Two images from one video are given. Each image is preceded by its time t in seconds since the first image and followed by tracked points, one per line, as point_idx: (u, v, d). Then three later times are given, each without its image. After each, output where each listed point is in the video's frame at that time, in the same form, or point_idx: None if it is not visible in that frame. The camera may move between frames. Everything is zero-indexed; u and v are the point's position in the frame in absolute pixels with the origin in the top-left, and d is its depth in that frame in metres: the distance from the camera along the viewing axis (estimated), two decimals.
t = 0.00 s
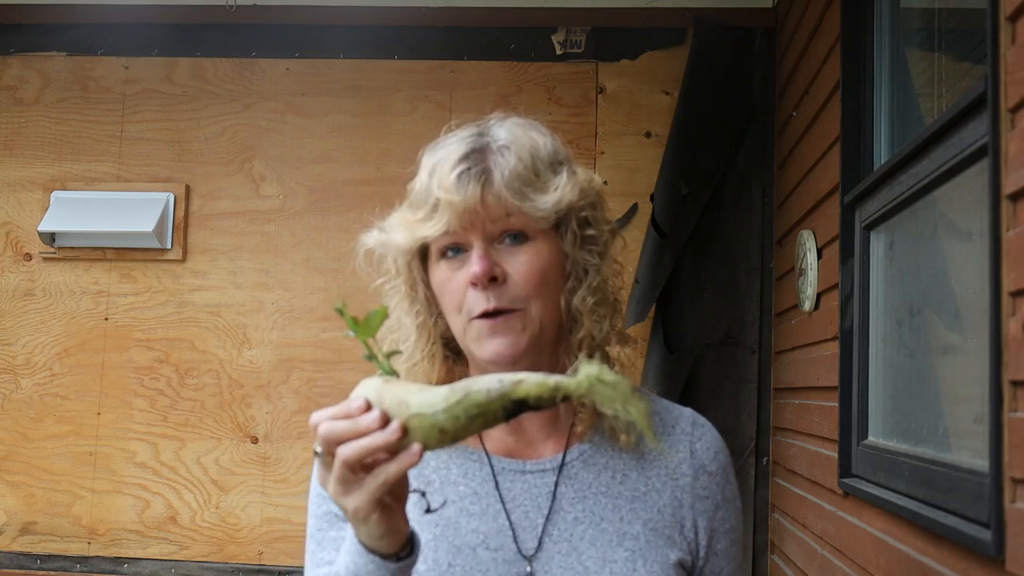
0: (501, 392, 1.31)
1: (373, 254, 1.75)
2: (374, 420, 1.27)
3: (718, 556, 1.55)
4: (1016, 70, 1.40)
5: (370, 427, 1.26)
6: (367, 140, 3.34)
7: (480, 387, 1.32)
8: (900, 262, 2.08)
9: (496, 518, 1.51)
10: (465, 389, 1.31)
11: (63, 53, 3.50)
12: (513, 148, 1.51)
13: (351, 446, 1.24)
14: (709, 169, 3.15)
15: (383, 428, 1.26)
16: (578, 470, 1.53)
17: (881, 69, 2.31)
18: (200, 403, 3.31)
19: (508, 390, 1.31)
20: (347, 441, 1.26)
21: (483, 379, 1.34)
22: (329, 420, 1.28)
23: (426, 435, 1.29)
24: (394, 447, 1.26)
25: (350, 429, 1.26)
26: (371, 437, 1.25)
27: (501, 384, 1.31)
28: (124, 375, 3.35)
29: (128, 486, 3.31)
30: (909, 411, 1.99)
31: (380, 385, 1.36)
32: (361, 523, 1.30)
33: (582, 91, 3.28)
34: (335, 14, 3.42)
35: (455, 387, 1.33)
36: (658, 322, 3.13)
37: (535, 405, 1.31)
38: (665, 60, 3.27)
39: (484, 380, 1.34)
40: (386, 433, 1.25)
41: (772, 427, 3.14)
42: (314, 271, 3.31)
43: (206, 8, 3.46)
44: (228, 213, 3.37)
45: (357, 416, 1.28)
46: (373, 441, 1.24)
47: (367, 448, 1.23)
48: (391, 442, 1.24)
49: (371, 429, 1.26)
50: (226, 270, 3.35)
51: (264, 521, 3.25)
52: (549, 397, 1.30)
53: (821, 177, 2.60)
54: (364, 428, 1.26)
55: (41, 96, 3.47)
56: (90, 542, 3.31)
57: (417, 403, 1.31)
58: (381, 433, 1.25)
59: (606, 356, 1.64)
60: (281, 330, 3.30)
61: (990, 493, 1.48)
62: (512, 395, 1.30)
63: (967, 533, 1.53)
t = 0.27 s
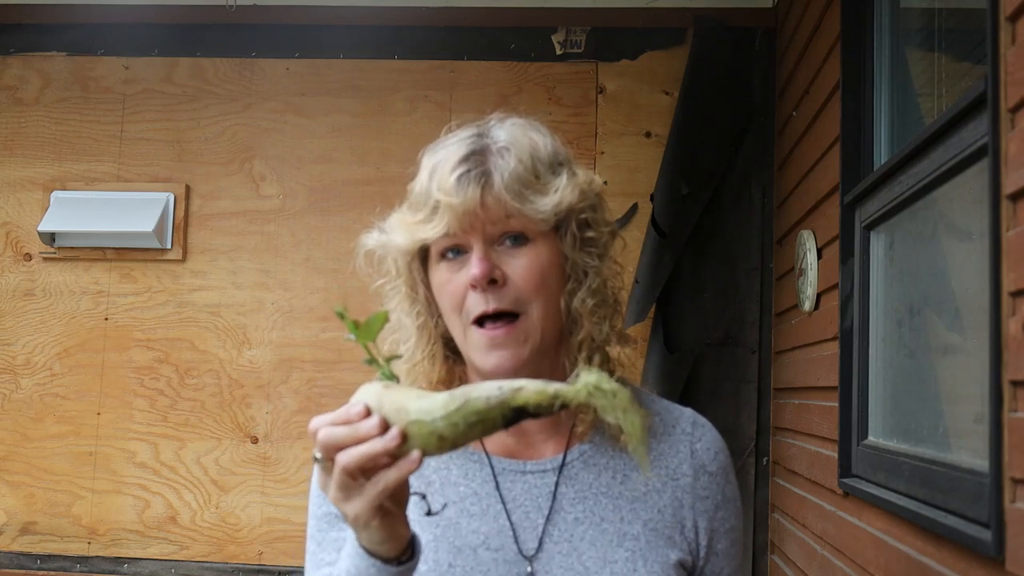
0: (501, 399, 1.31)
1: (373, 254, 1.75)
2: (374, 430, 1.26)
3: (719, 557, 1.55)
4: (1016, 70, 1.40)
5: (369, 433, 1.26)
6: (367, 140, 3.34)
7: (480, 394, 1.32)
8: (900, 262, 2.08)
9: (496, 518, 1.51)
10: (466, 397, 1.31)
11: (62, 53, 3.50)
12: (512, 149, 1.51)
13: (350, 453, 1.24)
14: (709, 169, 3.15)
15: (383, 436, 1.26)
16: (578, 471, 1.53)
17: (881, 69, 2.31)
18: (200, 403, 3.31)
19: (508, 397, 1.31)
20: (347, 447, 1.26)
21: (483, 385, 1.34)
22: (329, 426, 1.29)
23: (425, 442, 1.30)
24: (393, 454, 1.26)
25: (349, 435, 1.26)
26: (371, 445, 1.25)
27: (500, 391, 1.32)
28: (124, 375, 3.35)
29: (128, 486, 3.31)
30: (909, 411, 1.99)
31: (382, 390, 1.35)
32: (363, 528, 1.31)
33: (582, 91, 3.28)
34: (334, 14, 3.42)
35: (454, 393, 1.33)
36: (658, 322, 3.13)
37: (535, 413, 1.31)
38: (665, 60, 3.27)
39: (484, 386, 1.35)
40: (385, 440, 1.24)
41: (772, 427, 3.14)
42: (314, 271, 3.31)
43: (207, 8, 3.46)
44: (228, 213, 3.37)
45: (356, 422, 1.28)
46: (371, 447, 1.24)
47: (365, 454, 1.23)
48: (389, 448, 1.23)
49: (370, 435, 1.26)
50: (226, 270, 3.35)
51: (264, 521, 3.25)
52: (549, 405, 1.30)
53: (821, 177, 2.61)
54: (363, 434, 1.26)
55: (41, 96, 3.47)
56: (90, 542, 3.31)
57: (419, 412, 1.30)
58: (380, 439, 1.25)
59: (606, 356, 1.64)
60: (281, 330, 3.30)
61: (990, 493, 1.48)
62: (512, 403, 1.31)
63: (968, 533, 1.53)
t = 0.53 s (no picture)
0: (495, 413, 1.31)
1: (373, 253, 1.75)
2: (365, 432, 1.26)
3: (716, 556, 1.55)
4: (1016, 70, 1.40)
5: (359, 439, 1.26)
6: (367, 140, 3.34)
7: (474, 407, 1.31)
8: (900, 262, 2.08)
9: (494, 518, 1.50)
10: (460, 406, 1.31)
11: (62, 53, 3.50)
12: (512, 151, 1.51)
13: (341, 461, 1.24)
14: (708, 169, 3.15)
15: (372, 440, 1.26)
16: (576, 471, 1.53)
17: (881, 69, 2.31)
18: (200, 403, 3.31)
19: (502, 411, 1.31)
20: (338, 455, 1.26)
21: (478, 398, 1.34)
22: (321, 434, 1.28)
23: (417, 450, 1.29)
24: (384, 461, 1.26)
25: (340, 442, 1.26)
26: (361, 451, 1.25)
27: (495, 405, 1.31)
28: (125, 375, 3.35)
29: (128, 486, 3.31)
30: (909, 411, 1.98)
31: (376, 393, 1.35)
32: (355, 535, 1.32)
33: (582, 91, 3.28)
34: (334, 15, 3.42)
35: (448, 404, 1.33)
36: (658, 322, 3.13)
37: (529, 428, 1.31)
38: (665, 60, 3.27)
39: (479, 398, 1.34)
40: (376, 448, 1.24)
41: (772, 426, 3.14)
42: (314, 271, 3.31)
43: (207, 8, 3.46)
44: (228, 213, 3.37)
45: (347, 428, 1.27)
46: (362, 455, 1.24)
47: (356, 462, 1.23)
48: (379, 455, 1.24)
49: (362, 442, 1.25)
50: (226, 270, 3.35)
51: (264, 521, 3.25)
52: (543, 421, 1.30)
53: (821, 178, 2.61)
54: (355, 441, 1.26)
55: (41, 96, 3.47)
56: (90, 542, 3.31)
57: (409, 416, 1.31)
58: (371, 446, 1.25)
59: (605, 359, 1.64)
60: (281, 330, 3.30)
61: (990, 493, 1.47)
62: (505, 417, 1.30)
63: (968, 533, 1.53)
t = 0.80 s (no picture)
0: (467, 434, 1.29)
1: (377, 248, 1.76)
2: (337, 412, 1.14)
3: (715, 556, 1.54)
4: (1016, 70, 1.40)
5: (331, 422, 1.14)
6: (367, 140, 3.34)
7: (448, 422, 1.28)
8: (900, 262, 2.08)
9: (490, 519, 1.51)
10: (439, 421, 1.27)
11: (62, 53, 3.50)
12: (504, 152, 1.51)
13: (309, 446, 1.13)
14: (708, 169, 3.14)
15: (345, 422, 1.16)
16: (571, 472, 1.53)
17: (881, 70, 2.31)
18: (200, 403, 3.31)
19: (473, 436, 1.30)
20: (305, 438, 1.14)
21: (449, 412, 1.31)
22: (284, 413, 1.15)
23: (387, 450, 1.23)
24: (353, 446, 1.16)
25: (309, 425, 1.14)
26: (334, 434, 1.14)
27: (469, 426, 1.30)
28: (125, 375, 3.35)
29: (128, 486, 3.31)
30: (909, 410, 1.99)
31: (332, 369, 1.20)
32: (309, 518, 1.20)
33: (582, 91, 3.28)
34: (334, 15, 3.42)
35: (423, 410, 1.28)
36: (658, 322, 3.13)
37: (488, 457, 1.32)
38: (665, 60, 3.27)
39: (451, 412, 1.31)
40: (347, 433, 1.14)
41: (772, 426, 3.14)
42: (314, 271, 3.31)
43: (207, 8, 3.47)
44: (228, 213, 3.37)
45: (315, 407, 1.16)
46: (333, 440, 1.13)
47: (325, 448, 1.13)
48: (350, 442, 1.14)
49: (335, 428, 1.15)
50: (226, 270, 3.35)
51: (264, 521, 3.25)
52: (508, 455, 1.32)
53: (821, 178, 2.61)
54: (325, 424, 1.14)
55: (41, 96, 3.47)
56: (90, 542, 3.31)
57: (382, 410, 1.22)
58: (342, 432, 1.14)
59: (599, 362, 1.60)
60: (281, 330, 3.31)
61: (990, 493, 1.48)
62: (475, 442, 1.30)
63: (967, 533, 1.53)
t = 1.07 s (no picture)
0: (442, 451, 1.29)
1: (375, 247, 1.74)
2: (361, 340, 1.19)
3: (710, 556, 1.55)
4: (1016, 70, 1.40)
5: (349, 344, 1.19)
6: (367, 140, 3.34)
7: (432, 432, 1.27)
8: (900, 262, 2.07)
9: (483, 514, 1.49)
10: (426, 422, 1.26)
11: (62, 53, 3.50)
12: (516, 151, 1.51)
13: (313, 350, 1.19)
14: (708, 169, 3.14)
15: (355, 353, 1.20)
16: (566, 470, 1.53)
17: (882, 70, 2.31)
18: (200, 403, 3.31)
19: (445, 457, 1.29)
20: (320, 342, 1.20)
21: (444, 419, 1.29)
22: (326, 311, 1.21)
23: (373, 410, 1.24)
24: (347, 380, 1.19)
25: (329, 335, 1.20)
26: (344, 356, 1.19)
27: (446, 447, 1.29)
28: (125, 375, 3.35)
29: (128, 486, 3.31)
30: (908, 410, 1.98)
31: (395, 300, 1.25)
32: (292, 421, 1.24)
33: (582, 91, 3.28)
34: (334, 15, 3.42)
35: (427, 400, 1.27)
36: (658, 322, 3.12)
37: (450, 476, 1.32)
38: (665, 60, 3.27)
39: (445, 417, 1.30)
40: (348, 363, 1.19)
41: (772, 426, 3.14)
42: (314, 271, 3.31)
43: (207, 8, 3.47)
44: (228, 213, 3.37)
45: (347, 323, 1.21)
46: (336, 359, 1.19)
47: (324, 361, 1.19)
48: (348, 371, 1.19)
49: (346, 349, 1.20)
50: (226, 270, 3.35)
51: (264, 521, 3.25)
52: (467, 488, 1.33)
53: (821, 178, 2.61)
54: (342, 342, 1.20)
55: (41, 96, 3.47)
56: (90, 542, 3.31)
57: (405, 368, 1.24)
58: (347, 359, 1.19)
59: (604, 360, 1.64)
60: (281, 330, 3.30)
61: (990, 493, 1.48)
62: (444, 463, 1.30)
63: (967, 533, 1.53)
